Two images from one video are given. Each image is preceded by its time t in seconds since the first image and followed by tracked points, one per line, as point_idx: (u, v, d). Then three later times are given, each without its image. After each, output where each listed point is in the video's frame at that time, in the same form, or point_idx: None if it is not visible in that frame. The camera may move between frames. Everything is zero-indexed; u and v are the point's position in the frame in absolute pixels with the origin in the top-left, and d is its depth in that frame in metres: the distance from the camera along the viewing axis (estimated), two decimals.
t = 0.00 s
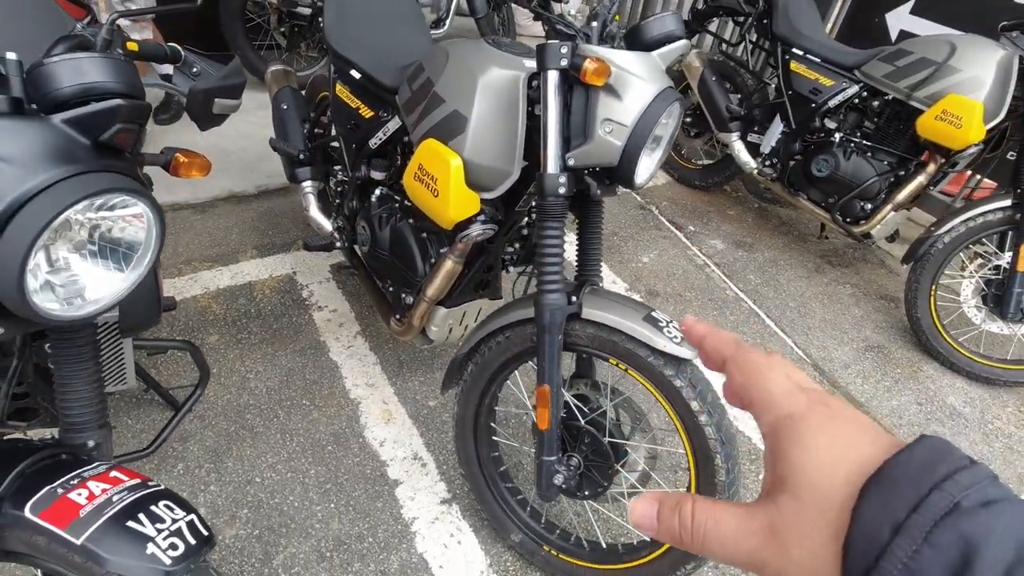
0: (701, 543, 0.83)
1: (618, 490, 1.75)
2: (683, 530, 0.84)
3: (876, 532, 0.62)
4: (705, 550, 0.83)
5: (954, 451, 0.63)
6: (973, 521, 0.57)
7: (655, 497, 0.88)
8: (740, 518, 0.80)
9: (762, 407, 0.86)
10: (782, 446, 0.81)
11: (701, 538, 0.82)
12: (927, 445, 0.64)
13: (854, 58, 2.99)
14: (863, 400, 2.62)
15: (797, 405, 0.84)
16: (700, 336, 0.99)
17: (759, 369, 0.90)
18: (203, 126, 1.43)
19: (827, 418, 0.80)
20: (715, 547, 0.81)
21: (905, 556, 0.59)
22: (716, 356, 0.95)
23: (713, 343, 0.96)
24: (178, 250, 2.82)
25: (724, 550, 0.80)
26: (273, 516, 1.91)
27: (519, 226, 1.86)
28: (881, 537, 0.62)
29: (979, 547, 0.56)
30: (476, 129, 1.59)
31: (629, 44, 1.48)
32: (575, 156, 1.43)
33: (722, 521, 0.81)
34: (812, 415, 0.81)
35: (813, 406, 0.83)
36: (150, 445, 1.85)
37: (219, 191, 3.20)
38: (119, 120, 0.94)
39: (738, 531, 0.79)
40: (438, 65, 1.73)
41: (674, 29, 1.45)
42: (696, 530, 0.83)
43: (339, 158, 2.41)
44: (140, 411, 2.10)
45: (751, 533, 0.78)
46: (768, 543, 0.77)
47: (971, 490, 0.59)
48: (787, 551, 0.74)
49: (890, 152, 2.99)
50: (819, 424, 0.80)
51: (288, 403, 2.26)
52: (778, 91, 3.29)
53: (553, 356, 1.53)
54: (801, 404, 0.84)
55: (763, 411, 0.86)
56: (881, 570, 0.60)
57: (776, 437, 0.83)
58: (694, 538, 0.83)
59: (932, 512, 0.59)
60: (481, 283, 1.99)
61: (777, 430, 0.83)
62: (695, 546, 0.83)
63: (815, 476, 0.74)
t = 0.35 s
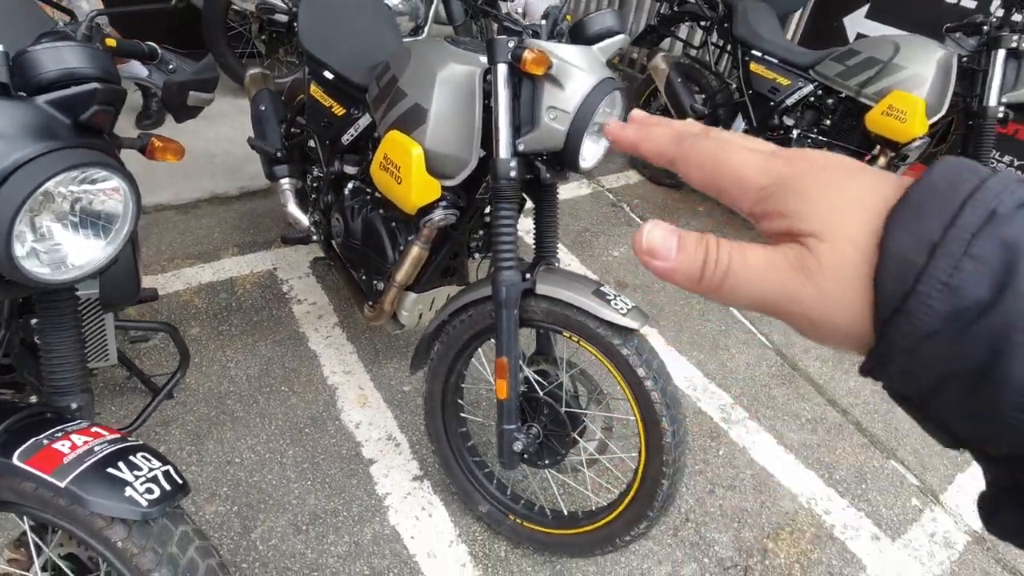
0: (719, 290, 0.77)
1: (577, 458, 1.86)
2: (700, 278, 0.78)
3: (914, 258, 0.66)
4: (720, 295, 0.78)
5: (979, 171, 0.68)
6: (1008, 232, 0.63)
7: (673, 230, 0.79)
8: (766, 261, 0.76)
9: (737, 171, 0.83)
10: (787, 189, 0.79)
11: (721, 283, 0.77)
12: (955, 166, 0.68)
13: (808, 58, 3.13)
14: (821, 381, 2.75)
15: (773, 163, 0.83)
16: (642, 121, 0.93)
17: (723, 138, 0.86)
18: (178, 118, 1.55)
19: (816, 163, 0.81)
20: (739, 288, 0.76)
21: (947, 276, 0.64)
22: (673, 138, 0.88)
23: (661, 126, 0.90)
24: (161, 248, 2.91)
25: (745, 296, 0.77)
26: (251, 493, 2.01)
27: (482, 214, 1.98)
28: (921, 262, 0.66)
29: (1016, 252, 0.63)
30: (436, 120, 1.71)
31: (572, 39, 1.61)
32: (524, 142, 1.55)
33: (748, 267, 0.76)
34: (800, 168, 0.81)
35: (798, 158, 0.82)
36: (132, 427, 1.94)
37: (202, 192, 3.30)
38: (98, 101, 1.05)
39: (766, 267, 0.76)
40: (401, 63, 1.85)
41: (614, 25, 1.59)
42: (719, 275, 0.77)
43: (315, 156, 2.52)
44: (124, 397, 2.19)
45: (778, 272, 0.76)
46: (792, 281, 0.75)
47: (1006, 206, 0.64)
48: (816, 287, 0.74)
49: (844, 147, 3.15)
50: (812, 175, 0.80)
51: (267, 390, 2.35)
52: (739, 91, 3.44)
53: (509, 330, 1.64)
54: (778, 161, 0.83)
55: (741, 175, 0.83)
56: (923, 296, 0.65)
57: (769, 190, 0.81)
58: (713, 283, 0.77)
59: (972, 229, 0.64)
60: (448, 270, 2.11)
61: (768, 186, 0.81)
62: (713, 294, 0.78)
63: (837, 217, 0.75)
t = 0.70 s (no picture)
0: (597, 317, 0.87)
1: (568, 451, 1.93)
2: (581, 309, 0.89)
3: (723, 280, 0.71)
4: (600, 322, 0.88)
5: (774, 194, 0.73)
6: (795, 245, 0.68)
7: (556, 270, 0.92)
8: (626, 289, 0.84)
9: (604, 226, 0.93)
10: (640, 236, 0.87)
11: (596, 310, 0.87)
12: (755, 196, 0.74)
13: (777, 67, 3.28)
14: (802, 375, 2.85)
15: (635, 214, 0.91)
16: (541, 186, 1.06)
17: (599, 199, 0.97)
18: (177, 133, 1.63)
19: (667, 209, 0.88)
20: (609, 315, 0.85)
21: (750, 293, 0.68)
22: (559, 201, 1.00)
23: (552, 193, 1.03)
24: (155, 265, 2.97)
25: (616, 321, 0.85)
26: (252, 498, 2.06)
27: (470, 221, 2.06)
28: (729, 285, 0.70)
29: (802, 264, 0.67)
30: (424, 131, 1.80)
31: (551, 53, 1.72)
32: (508, 149, 1.64)
33: (613, 298, 0.84)
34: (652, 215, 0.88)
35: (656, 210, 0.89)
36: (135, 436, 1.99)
37: (194, 210, 3.36)
38: (112, 116, 1.13)
39: (623, 295, 0.84)
40: (389, 78, 1.94)
41: (588, 38, 1.69)
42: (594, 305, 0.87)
43: (305, 171, 2.61)
44: (124, 410, 2.24)
45: (634, 299, 0.83)
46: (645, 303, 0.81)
47: (793, 224, 0.69)
48: (660, 312, 0.80)
49: (816, 151, 3.29)
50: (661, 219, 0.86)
51: (265, 399, 2.41)
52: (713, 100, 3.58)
53: (500, 328, 1.72)
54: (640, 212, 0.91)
55: (609, 230, 0.92)
56: (735, 313, 0.69)
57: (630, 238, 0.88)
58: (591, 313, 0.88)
59: (764, 248, 0.69)
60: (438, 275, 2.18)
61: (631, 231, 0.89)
62: (592, 313, 0.88)
63: (673, 248, 0.81)
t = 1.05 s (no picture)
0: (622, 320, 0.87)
1: (584, 449, 1.98)
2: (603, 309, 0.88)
3: (757, 289, 0.71)
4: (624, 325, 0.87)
5: (808, 203, 0.74)
6: (831, 256, 0.69)
7: (582, 269, 0.91)
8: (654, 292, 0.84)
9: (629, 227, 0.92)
10: (667, 239, 0.86)
11: (620, 311, 0.86)
12: (789, 205, 0.74)
13: (772, 76, 3.38)
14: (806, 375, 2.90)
15: (661, 217, 0.91)
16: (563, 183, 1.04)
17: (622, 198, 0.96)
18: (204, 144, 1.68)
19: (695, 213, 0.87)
20: (635, 317, 0.85)
21: (785, 302, 0.69)
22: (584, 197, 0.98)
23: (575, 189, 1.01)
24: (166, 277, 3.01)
25: (641, 324, 0.85)
26: (272, 502, 2.08)
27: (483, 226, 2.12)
28: (763, 294, 0.70)
29: (840, 274, 0.68)
30: (440, 139, 1.86)
31: (563, 63, 1.79)
32: (524, 154, 1.70)
33: (640, 299, 0.84)
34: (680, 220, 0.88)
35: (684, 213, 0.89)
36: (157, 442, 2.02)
37: (203, 222, 3.41)
38: (156, 125, 1.18)
39: (649, 300, 0.83)
40: (404, 89, 2.01)
41: (599, 48, 1.76)
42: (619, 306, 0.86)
43: (317, 182, 2.66)
44: (143, 417, 2.26)
45: (662, 303, 0.83)
46: (673, 308, 0.82)
47: (830, 232, 0.70)
48: (690, 318, 0.80)
49: (812, 156, 3.37)
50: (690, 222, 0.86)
51: (280, 405, 2.44)
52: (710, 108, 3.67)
53: (517, 328, 1.77)
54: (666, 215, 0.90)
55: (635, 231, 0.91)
56: (769, 323, 0.70)
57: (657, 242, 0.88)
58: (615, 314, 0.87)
59: (801, 257, 0.69)
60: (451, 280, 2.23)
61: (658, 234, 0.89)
62: (617, 318, 0.87)
63: (706, 252, 0.80)
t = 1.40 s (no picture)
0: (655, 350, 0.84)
1: (589, 436, 2.07)
2: (635, 343, 0.85)
3: (790, 315, 0.72)
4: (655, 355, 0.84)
5: (845, 238, 0.74)
6: (867, 290, 0.70)
7: (613, 305, 0.88)
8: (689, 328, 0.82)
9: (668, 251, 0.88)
10: (706, 269, 0.83)
11: (654, 343, 0.83)
12: (828, 240, 0.75)
13: (741, 78, 3.55)
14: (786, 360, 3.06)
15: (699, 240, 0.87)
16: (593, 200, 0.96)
17: (660, 217, 0.90)
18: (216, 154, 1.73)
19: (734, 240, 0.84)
20: (670, 350, 0.82)
21: (818, 331, 0.70)
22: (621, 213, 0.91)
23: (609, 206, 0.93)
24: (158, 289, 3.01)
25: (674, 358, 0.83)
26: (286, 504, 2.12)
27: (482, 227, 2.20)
28: (795, 321, 0.71)
29: (874, 308, 0.69)
30: (443, 144, 1.95)
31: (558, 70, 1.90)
32: (526, 156, 1.79)
33: (673, 333, 0.82)
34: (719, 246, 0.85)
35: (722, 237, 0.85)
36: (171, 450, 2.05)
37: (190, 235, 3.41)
38: (193, 135, 1.24)
39: (681, 334, 0.82)
40: (403, 97, 2.08)
41: (593, 55, 1.87)
42: (650, 337, 0.84)
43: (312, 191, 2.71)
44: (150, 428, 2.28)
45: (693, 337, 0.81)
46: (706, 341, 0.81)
47: (867, 267, 0.71)
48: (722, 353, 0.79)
49: (781, 154, 3.54)
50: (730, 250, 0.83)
51: (285, 410, 2.47)
52: (683, 110, 3.83)
53: (525, 322, 1.85)
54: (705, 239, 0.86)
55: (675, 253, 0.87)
56: (800, 348, 0.70)
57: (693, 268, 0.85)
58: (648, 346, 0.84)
59: (837, 288, 0.70)
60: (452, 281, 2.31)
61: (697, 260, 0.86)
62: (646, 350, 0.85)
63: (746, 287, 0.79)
